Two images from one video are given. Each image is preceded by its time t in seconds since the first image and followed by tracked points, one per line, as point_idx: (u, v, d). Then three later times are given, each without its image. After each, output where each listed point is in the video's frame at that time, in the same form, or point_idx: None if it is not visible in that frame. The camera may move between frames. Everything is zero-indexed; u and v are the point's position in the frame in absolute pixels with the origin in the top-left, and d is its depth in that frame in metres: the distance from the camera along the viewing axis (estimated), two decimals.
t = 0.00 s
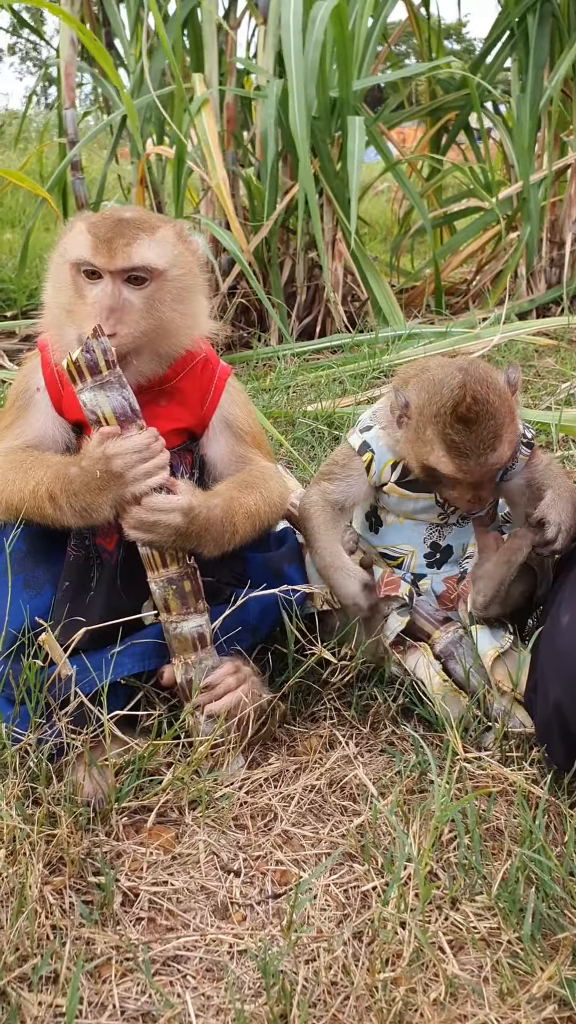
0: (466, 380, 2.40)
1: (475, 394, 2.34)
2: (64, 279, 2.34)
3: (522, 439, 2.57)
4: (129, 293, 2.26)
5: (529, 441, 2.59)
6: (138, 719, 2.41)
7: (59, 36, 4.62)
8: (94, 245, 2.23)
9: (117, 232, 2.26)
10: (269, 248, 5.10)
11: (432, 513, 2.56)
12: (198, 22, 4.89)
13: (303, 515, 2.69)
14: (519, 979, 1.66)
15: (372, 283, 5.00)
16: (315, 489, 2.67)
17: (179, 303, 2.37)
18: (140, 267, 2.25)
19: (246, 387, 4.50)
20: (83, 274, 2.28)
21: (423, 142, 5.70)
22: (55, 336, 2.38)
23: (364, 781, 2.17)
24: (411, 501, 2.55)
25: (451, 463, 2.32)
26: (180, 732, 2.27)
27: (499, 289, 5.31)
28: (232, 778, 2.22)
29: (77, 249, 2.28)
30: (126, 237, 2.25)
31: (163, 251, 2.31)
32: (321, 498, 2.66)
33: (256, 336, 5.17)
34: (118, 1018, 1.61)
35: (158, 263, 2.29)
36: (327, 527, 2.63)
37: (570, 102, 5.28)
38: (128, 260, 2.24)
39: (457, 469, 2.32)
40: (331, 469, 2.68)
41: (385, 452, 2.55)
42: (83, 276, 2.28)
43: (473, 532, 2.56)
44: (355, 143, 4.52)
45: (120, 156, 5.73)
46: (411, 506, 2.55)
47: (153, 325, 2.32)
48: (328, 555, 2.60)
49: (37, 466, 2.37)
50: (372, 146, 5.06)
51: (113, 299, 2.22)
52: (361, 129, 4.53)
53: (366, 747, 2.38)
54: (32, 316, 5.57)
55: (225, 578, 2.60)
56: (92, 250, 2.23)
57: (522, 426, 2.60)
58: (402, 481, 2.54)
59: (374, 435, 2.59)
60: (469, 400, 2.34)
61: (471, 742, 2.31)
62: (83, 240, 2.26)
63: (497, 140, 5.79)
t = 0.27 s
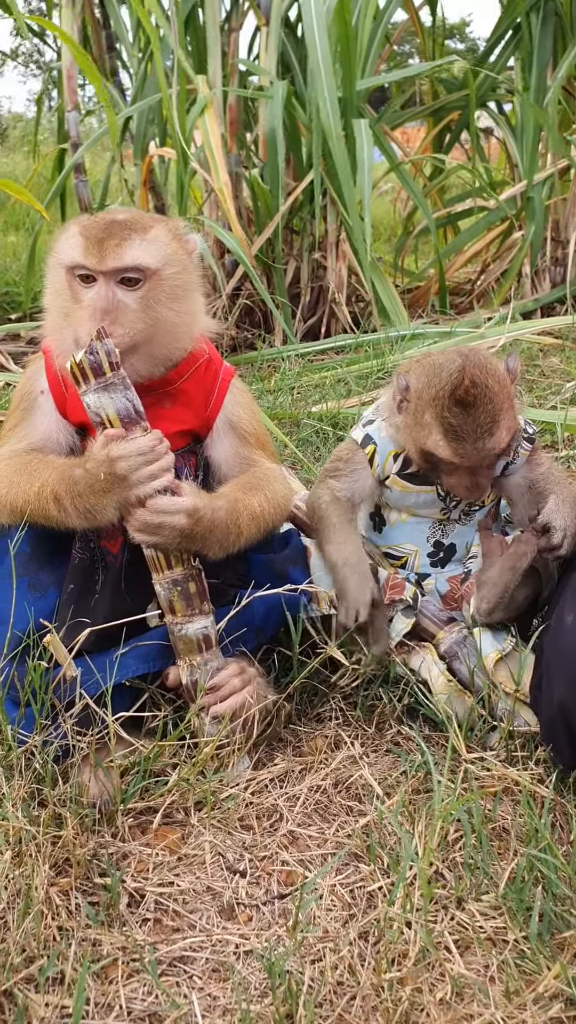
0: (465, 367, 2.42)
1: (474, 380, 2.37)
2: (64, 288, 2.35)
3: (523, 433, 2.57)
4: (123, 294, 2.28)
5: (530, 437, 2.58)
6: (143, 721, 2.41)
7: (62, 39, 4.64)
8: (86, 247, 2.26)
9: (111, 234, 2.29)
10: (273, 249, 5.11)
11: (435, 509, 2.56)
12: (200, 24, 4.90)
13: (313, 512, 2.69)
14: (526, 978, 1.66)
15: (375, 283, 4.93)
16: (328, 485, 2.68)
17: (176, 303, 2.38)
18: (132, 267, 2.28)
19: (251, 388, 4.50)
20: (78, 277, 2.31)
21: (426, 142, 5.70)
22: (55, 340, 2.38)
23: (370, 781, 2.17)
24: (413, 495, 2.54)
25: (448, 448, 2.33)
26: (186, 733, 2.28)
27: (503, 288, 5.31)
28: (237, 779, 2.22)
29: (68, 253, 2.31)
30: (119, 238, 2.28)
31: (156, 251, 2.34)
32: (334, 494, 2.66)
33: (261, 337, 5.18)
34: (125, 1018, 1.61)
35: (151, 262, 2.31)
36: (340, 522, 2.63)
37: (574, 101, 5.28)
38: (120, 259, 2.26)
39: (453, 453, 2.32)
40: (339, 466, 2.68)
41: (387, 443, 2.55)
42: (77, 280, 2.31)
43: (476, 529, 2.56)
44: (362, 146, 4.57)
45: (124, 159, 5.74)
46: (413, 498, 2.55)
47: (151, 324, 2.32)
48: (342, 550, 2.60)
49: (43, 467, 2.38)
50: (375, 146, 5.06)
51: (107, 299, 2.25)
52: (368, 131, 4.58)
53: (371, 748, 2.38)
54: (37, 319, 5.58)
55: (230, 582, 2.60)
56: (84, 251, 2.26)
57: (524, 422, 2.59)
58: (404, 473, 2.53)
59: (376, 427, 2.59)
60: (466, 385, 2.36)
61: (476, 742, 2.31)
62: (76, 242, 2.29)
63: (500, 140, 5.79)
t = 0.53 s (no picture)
0: (467, 349, 2.42)
1: (475, 361, 2.35)
2: (74, 286, 2.34)
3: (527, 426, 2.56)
4: (139, 292, 2.27)
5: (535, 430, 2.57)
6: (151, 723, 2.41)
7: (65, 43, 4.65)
8: (102, 244, 2.26)
9: (124, 231, 2.29)
10: (277, 251, 5.11)
11: (440, 506, 2.56)
12: (203, 26, 4.90)
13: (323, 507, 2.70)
14: (534, 978, 1.66)
15: (380, 283, 4.87)
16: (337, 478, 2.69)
17: (187, 298, 2.37)
18: (150, 262, 2.28)
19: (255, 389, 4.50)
20: (91, 276, 2.30)
21: (430, 142, 5.70)
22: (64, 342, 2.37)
23: (377, 782, 2.17)
24: (417, 489, 2.54)
25: (448, 432, 2.32)
26: (192, 736, 2.28)
27: (508, 288, 5.30)
28: (244, 781, 2.22)
29: (82, 253, 2.30)
30: (133, 234, 2.28)
31: (171, 247, 2.34)
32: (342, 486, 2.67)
33: (265, 339, 5.18)
34: (133, 1019, 1.62)
35: (165, 258, 2.31)
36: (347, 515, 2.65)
37: None
38: (137, 256, 2.27)
39: (454, 437, 2.31)
40: (346, 461, 2.69)
41: (391, 438, 2.55)
42: (91, 280, 2.30)
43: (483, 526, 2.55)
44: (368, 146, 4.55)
45: (128, 161, 5.75)
46: (417, 493, 2.54)
47: (165, 321, 2.30)
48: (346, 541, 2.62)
49: (54, 468, 2.37)
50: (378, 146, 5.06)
51: (126, 298, 2.23)
52: (373, 130, 4.56)
53: (379, 749, 2.38)
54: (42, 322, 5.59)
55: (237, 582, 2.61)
56: (101, 249, 2.26)
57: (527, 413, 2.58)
58: (408, 467, 2.53)
59: (379, 422, 2.59)
60: (468, 366, 2.34)
61: (484, 742, 2.31)
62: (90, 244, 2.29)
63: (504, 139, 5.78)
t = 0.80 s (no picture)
0: (484, 353, 2.43)
1: (492, 365, 2.37)
2: (97, 280, 2.42)
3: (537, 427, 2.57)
4: (166, 283, 2.37)
5: (545, 430, 2.58)
6: (158, 724, 2.41)
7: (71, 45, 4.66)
8: (131, 237, 2.38)
9: (150, 227, 2.40)
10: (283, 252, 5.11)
11: (452, 506, 2.60)
12: (209, 28, 4.91)
13: (360, 521, 2.73)
14: (542, 979, 1.65)
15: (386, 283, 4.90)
16: (360, 491, 2.73)
17: (207, 295, 2.49)
18: (175, 255, 2.38)
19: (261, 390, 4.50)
20: (116, 269, 2.39)
21: (436, 142, 5.69)
22: (83, 343, 2.43)
23: (383, 783, 2.16)
24: (429, 491, 2.57)
25: (466, 438, 2.33)
26: (198, 736, 2.28)
27: (514, 287, 5.29)
28: (251, 782, 2.22)
29: (107, 245, 2.41)
30: (160, 229, 2.40)
31: (192, 243, 2.45)
32: (368, 497, 2.70)
33: (271, 340, 5.18)
34: (140, 1020, 1.61)
35: (188, 250, 2.42)
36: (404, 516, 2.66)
37: None
38: (164, 251, 2.37)
39: (471, 443, 2.33)
40: (364, 474, 2.74)
41: (405, 439, 2.58)
42: (115, 273, 2.39)
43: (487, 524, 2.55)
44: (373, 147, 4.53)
45: (134, 163, 5.76)
46: (429, 495, 2.58)
47: (189, 313, 2.42)
48: (419, 540, 2.62)
49: (67, 471, 2.39)
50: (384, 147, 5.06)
51: (154, 285, 2.33)
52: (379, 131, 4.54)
53: (386, 749, 2.37)
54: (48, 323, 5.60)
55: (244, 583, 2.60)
56: (129, 240, 2.37)
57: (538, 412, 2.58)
58: (421, 468, 2.55)
59: (392, 426, 2.63)
60: (485, 370, 2.36)
61: (491, 742, 2.30)
62: (116, 235, 2.40)
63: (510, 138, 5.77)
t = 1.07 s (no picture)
0: (489, 352, 2.45)
1: (497, 363, 2.39)
2: (92, 274, 2.44)
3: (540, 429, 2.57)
4: (162, 275, 2.41)
5: (547, 431, 2.58)
6: (159, 723, 2.41)
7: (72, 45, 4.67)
8: (126, 231, 2.42)
9: (143, 222, 2.45)
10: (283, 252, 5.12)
11: (457, 506, 2.62)
12: (209, 29, 4.92)
13: (378, 528, 2.70)
14: (543, 976, 1.66)
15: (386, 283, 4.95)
16: (375, 496, 2.69)
17: (201, 290, 2.53)
18: (170, 248, 2.43)
19: (262, 390, 4.50)
20: (112, 264, 2.42)
21: (436, 142, 5.69)
22: (80, 340, 2.44)
23: (384, 781, 2.17)
24: (436, 488, 2.58)
25: (471, 435, 2.35)
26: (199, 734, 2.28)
27: (515, 287, 5.29)
28: (252, 781, 2.22)
29: (103, 242, 2.44)
30: (153, 224, 2.44)
31: (184, 237, 2.50)
32: (387, 504, 2.67)
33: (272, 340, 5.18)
34: (142, 1019, 1.62)
35: (182, 244, 2.47)
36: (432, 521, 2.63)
37: None
38: (161, 244, 2.42)
39: (476, 440, 2.35)
40: (374, 479, 2.70)
41: (416, 432, 2.56)
42: (112, 269, 2.42)
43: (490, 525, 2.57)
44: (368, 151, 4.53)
45: (134, 163, 5.77)
46: (435, 491, 2.59)
47: (185, 307, 2.46)
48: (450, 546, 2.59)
49: (64, 474, 2.40)
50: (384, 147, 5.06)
51: (150, 277, 2.35)
52: (373, 135, 4.54)
53: (387, 748, 2.38)
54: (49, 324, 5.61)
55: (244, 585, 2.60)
56: (125, 237, 2.42)
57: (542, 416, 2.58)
58: (430, 463, 2.54)
59: (402, 419, 2.60)
60: (490, 369, 2.38)
61: (491, 740, 2.30)
62: (113, 231, 2.44)
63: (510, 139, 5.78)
